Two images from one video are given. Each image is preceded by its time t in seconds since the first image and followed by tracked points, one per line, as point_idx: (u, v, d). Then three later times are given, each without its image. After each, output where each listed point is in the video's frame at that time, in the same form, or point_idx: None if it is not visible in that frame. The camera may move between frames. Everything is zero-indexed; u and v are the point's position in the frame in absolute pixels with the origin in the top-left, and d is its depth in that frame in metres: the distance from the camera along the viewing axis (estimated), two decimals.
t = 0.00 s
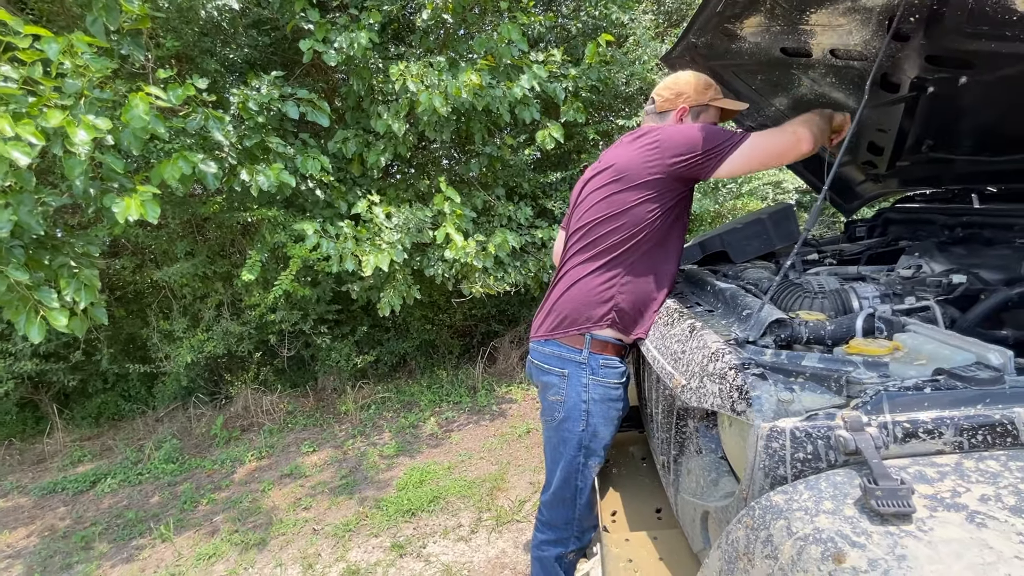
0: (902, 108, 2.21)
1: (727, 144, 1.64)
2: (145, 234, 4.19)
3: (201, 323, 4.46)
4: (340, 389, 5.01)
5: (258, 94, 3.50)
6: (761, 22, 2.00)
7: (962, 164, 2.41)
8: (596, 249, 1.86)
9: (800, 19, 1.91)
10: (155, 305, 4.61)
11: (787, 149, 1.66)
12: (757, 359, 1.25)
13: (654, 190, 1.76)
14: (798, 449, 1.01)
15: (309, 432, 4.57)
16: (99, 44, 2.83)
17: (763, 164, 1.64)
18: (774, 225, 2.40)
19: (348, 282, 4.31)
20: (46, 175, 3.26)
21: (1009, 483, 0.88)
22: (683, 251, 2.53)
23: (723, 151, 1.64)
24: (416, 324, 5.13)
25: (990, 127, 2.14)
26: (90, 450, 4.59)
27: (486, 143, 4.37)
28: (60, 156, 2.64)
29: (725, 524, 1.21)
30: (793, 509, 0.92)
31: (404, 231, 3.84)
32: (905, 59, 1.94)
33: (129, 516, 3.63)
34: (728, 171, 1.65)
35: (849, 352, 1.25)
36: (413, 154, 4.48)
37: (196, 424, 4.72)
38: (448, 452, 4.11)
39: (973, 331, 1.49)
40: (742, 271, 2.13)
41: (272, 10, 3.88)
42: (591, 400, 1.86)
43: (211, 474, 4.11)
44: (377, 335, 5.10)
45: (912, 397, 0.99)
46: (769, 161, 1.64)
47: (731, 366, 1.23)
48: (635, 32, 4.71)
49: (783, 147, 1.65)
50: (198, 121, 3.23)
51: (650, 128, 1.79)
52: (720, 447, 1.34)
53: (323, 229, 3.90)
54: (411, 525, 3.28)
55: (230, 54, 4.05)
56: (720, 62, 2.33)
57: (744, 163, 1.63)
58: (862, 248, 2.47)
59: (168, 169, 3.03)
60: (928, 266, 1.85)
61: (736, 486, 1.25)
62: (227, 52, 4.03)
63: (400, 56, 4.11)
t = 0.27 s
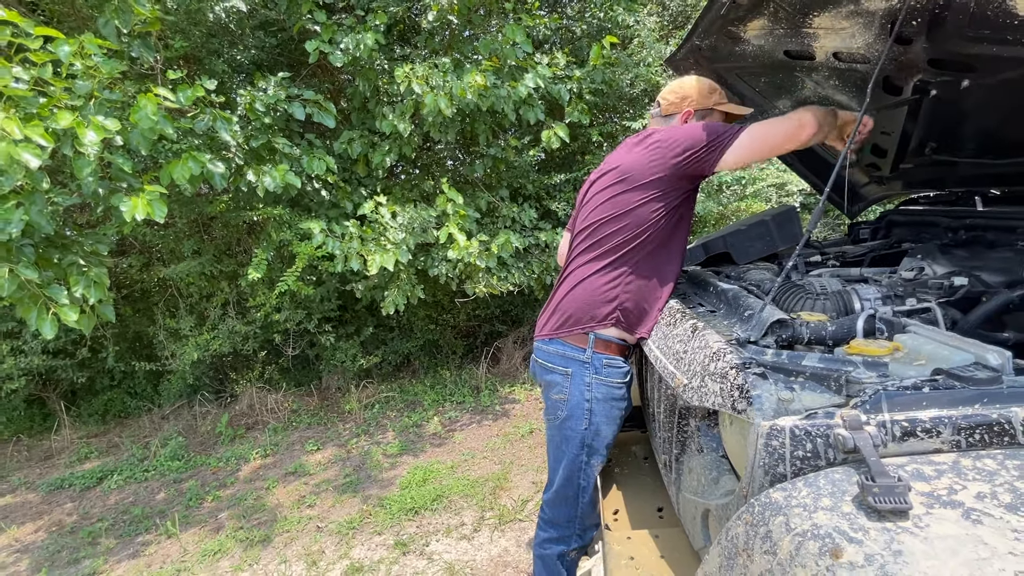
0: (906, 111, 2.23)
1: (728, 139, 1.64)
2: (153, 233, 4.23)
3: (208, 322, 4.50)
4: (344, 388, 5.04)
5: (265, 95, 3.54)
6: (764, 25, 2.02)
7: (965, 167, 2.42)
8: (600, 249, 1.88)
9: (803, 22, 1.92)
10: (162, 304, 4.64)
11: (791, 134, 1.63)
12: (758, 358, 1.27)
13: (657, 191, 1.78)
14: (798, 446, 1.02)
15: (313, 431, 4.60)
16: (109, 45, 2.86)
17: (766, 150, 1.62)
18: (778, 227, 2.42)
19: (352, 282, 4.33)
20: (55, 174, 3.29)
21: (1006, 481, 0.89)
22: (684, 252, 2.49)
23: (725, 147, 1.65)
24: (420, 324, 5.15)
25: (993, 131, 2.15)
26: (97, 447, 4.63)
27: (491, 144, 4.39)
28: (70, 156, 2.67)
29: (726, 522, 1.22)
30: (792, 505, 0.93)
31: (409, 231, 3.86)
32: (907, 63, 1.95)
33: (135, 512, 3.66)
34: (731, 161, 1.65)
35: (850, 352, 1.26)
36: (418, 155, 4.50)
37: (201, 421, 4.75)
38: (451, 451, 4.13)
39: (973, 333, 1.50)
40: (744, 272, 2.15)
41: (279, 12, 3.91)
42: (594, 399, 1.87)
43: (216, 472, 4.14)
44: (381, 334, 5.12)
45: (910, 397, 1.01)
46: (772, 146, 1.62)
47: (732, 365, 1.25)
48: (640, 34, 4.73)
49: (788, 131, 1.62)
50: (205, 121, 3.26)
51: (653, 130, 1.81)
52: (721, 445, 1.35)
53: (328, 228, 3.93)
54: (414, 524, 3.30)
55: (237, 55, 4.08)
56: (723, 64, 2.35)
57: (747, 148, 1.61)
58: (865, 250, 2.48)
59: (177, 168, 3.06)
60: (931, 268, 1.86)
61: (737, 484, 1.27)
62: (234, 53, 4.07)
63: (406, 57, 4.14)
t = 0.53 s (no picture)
0: (910, 115, 2.24)
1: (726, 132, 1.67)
2: (158, 234, 4.25)
3: (212, 323, 4.51)
4: (347, 389, 5.05)
5: (271, 97, 3.56)
6: (769, 30, 2.02)
7: (970, 172, 2.42)
8: (603, 249, 1.89)
9: (808, 27, 1.93)
10: (167, 304, 4.66)
11: (794, 120, 1.64)
12: (762, 361, 1.27)
13: (658, 190, 1.80)
14: (803, 449, 1.03)
15: (316, 432, 4.60)
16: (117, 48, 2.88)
17: (767, 137, 1.63)
18: (782, 231, 2.41)
19: (356, 283, 4.35)
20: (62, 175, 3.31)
21: (1010, 484, 0.89)
22: (689, 256, 2.51)
23: (723, 140, 1.67)
24: (423, 326, 5.16)
25: (997, 135, 2.16)
26: (101, 447, 4.64)
27: (495, 147, 4.40)
28: (76, 157, 2.69)
29: (730, 524, 1.23)
30: (797, 507, 0.93)
31: (413, 232, 3.88)
32: (912, 68, 1.95)
33: (138, 512, 3.68)
34: (730, 150, 1.66)
35: (854, 355, 1.27)
36: (422, 157, 4.52)
37: (205, 422, 4.76)
38: (454, 453, 4.13)
39: (978, 337, 1.50)
40: (749, 276, 2.15)
41: (284, 15, 3.93)
42: (597, 400, 1.88)
43: (220, 472, 4.15)
44: (384, 336, 5.13)
45: (915, 400, 1.01)
46: (774, 133, 1.63)
47: (736, 368, 1.25)
48: (643, 39, 4.74)
49: (788, 118, 1.63)
50: (212, 123, 3.28)
51: (653, 133, 1.85)
52: (725, 448, 1.35)
53: (333, 230, 3.94)
54: (417, 525, 3.30)
55: (243, 57, 4.11)
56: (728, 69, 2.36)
57: (747, 135, 1.62)
58: (869, 254, 2.49)
59: (182, 171, 3.08)
60: (935, 272, 1.86)
61: (741, 486, 1.27)
62: (240, 56, 4.09)
63: (410, 60, 4.16)
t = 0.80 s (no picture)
0: (911, 121, 2.25)
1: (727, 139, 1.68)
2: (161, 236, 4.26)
3: (213, 325, 4.52)
4: (348, 392, 5.06)
5: (274, 101, 3.58)
6: (771, 37, 2.04)
7: (971, 177, 2.43)
8: (604, 253, 1.90)
9: (809, 33, 1.94)
10: (169, 306, 4.66)
11: (793, 134, 1.65)
12: (765, 365, 1.28)
13: (659, 194, 1.81)
14: (805, 452, 1.03)
15: (317, 435, 4.61)
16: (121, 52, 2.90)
17: (767, 147, 1.64)
18: (783, 235, 2.44)
19: (358, 286, 4.35)
20: (66, 178, 3.32)
21: (1013, 488, 0.90)
22: (690, 259, 2.47)
23: (724, 147, 1.68)
24: (424, 329, 5.17)
25: (999, 141, 2.16)
26: (101, 449, 4.64)
27: (497, 151, 4.42)
28: (79, 160, 2.71)
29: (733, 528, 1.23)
30: (800, 510, 0.94)
31: (414, 235, 3.89)
32: (913, 74, 1.96)
33: (139, 514, 3.68)
34: (730, 158, 1.67)
35: (856, 360, 1.27)
36: (425, 161, 4.54)
37: (205, 424, 4.76)
38: (455, 456, 4.13)
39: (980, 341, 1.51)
40: (751, 280, 2.16)
41: (288, 19, 3.96)
42: (599, 403, 1.88)
43: (220, 474, 4.15)
44: (385, 339, 5.14)
45: (917, 404, 1.02)
46: (773, 144, 1.63)
47: (739, 372, 1.26)
48: (644, 44, 4.76)
49: (788, 130, 1.64)
50: (215, 126, 3.30)
51: (655, 137, 1.86)
52: (728, 451, 1.36)
53: (335, 232, 3.95)
54: (418, 528, 3.30)
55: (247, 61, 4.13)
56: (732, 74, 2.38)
57: (748, 144, 1.63)
58: (871, 259, 2.49)
59: (185, 173, 3.10)
60: (937, 277, 1.87)
61: (744, 490, 1.28)
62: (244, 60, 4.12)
63: (413, 64, 4.18)
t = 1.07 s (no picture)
0: (907, 131, 2.26)
1: (728, 147, 1.71)
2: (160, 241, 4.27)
3: (212, 330, 4.52)
4: (346, 398, 5.05)
5: (274, 107, 3.60)
6: (768, 46, 2.05)
7: (967, 186, 2.45)
8: (606, 261, 1.90)
9: (806, 44, 1.95)
10: (167, 311, 4.66)
11: (793, 140, 1.69)
12: (762, 373, 1.28)
13: (661, 202, 1.82)
14: (802, 461, 1.03)
15: (314, 440, 4.60)
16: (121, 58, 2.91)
17: (766, 153, 1.68)
18: (781, 243, 2.44)
19: (357, 291, 4.36)
20: (65, 183, 3.32)
21: (1008, 498, 0.90)
22: (688, 266, 2.51)
23: (725, 155, 1.70)
24: (423, 334, 5.17)
25: (994, 151, 2.18)
26: (98, 453, 4.63)
27: (496, 157, 4.44)
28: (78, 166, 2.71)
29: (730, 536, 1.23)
30: (796, 519, 0.94)
31: (414, 241, 3.90)
32: (909, 84, 1.98)
33: (135, 519, 3.67)
34: (732, 167, 1.70)
35: (853, 368, 1.27)
36: (424, 166, 4.55)
37: (203, 429, 4.75)
38: (453, 463, 4.12)
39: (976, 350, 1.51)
40: (748, 287, 2.16)
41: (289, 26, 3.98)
42: (599, 410, 1.89)
43: (217, 480, 4.14)
44: (384, 344, 5.14)
45: (913, 413, 1.02)
46: (773, 149, 1.68)
47: (736, 380, 1.26)
48: (643, 52, 4.79)
49: (788, 136, 1.68)
50: (215, 132, 3.31)
51: (657, 146, 1.87)
52: (726, 460, 1.36)
53: (334, 237, 3.96)
54: (415, 535, 3.29)
55: (247, 67, 4.14)
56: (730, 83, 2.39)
57: (748, 153, 1.67)
58: (868, 267, 2.50)
59: (185, 178, 3.10)
60: (933, 285, 1.87)
61: (741, 498, 1.28)
62: (245, 66, 4.14)
63: (413, 71, 4.20)
